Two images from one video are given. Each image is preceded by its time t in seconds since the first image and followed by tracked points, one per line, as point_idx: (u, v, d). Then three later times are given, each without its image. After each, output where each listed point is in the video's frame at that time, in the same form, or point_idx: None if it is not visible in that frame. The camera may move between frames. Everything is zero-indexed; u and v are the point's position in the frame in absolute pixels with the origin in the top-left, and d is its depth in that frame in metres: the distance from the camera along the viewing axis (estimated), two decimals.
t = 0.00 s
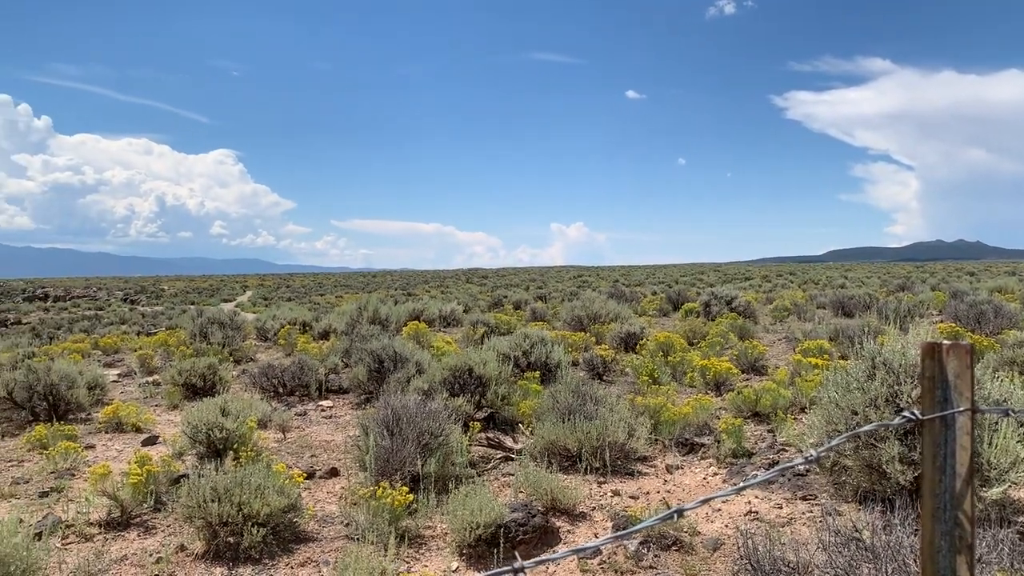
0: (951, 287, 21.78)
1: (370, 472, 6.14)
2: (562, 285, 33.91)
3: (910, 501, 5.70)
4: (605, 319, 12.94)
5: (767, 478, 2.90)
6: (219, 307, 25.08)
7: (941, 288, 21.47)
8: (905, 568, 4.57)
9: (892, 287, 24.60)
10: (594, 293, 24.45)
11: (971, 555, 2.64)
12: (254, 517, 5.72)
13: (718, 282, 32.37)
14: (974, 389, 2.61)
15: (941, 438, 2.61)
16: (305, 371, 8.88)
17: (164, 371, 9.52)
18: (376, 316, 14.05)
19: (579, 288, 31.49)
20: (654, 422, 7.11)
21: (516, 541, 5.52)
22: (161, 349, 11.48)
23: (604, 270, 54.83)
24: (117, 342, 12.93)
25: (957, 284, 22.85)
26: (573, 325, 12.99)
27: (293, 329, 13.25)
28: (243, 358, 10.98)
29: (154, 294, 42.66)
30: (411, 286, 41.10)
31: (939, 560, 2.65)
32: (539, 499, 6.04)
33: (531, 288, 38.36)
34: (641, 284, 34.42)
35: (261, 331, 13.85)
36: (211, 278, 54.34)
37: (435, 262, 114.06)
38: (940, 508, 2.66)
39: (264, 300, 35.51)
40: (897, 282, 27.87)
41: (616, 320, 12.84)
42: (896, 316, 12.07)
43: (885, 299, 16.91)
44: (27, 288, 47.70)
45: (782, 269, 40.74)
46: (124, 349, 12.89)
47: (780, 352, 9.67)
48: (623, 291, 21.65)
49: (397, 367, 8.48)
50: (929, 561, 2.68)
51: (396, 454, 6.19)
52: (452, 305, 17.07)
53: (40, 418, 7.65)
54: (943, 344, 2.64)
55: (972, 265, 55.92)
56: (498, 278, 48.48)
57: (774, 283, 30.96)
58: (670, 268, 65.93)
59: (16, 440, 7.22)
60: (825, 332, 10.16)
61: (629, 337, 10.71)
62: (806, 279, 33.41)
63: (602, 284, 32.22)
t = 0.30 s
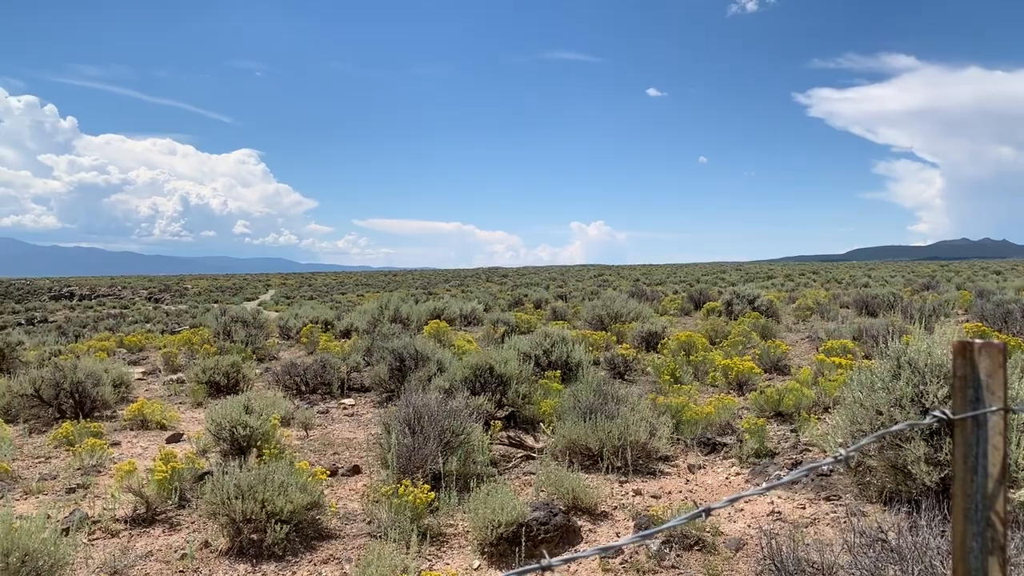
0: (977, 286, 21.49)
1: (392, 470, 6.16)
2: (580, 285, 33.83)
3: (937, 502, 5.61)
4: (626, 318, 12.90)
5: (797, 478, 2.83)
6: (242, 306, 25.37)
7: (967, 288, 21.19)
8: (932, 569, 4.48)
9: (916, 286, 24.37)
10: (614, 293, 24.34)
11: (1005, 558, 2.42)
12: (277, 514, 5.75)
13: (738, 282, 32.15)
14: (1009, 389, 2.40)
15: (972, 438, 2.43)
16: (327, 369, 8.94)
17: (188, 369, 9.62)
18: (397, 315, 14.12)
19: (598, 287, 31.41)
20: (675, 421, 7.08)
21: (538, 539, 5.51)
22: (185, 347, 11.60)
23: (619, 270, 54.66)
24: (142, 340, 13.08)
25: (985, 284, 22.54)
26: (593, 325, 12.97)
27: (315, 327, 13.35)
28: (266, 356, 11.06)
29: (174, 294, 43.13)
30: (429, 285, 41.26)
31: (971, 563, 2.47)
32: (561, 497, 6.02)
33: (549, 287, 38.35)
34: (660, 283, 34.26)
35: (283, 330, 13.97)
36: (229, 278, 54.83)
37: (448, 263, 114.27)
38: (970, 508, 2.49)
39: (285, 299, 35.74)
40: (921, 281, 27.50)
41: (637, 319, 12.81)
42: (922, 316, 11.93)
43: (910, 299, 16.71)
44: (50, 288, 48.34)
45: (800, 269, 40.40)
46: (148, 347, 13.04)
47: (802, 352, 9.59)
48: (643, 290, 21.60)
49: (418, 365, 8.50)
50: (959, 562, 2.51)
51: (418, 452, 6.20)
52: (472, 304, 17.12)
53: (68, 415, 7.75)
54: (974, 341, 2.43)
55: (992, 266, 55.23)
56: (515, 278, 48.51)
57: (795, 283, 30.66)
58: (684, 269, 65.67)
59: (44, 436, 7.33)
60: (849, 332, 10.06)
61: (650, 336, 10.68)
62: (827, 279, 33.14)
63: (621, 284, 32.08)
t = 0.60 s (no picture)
0: (1002, 286, 21.20)
1: (411, 467, 6.17)
2: (598, 284, 33.75)
3: (962, 504, 5.53)
4: (646, 317, 12.85)
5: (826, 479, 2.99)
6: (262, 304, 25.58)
7: (992, 288, 20.91)
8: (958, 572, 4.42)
9: (939, 285, 24.08)
10: (632, 292, 24.25)
11: None
12: (298, 511, 5.78)
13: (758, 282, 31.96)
14: None
15: (1004, 439, 2.40)
16: (347, 367, 8.97)
17: (209, 366, 9.70)
18: (415, 313, 14.16)
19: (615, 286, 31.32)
20: (696, 421, 7.04)
21: (557, 538, 5.49)
22: (207, 344, 11.70)
23: (632, 269, 54.52)
24: (164, 338, 13.21)
25: (1011, 284, 22.21)
26: (612, 324, 12.94)
27: (334, 325, 13.42)
28: (287, 354, 11.12)
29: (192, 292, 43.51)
30: (446, 283, 41.36)
31: (1002, 564, 2.44)
32: (580, 497, 6.01)
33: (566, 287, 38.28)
34: (678, 282, 34.10)
35: (303, 327, 14.07)
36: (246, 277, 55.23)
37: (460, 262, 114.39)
38: (1002, 511, 2.45)
39: (304, 298, 35.98)
40: (943, 281, 27.17)
41: (656, 319, 12.75)
42: (946, 316, 11.79)
43: (934, 298, 16.53)
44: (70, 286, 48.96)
45: (816, 269, 40.07)
46: (170, 344, 13.17)
47: (824, 352, 9.52)
48: (662, 289, 21.52)
49: (437, 363, 8.51)
50: (989, 563, 2.48)
51: (438, 450, 6.21)
52: (491, 303, 17.14)
53: (91, 411, 7.83)
54: (1005, 343, 2.39)
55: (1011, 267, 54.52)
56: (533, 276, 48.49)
57: (814, 282, 30.37)
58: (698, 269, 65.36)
59: (69, 432, 7.41)
60: (871, 332, 9.96)
61: (670, 336, 10.64)
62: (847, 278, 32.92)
63: (639, 283, 31.94)
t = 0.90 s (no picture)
0: None
1: (431, 466, 6.19)
2: (615, 283, 33.67)
3: (986, 507, 5.47)
4: (664, 317, 12.81)
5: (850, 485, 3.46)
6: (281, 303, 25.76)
7: (1017, 288, 20.68)
8: None
9: (961, 286, 23.87)
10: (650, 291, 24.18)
11: None
12: (318, 509, 5.80)
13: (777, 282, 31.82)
14: None
15: None
16: (366, 366, 9.00)
17: (229, 365, 9.77)
18: (434, 312, 14.19)
19: (632, 286, 31.24)
20: (715, 422, 7.01)
21: (577, 539, 5.48)
22: (227, 343, 11.78)
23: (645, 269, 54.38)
24: (184, 336, 13.32)
25: None
26: (631, 323, 12.93)
27: (353, 324, 13.48)
28: (306, 352, 11.18)
29: (210, 290, 43.89)
30: (462, 283, 41.44)
31: None
32: (599, 497, 6.00)
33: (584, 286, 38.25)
34: (696, 282, 33.97)
35: (322, 326, 14.14)
36: (262, 275, 55.49)
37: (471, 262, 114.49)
38: None
39: (323, 296, 36.14)
40: (964, 280, 27.05)
41: (675, 319, 12.71)
42: (969, 317, 11.66)
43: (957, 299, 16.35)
44: (88, 284, 49.57)
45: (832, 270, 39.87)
46: (191, 342, 13.27)
47: (845, 352, 9.45)
48: (681, 289, 21.45)
49: (455, 363, 8.52)
50: None
51: (457, 449, 6.22)
52: (509, 302, 17.16)
53: (113, 408, 7.91)
54: None
55: None
56: (550, 274, 48.43)
57: (835, 281, 30.15)
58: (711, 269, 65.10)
59: (91, 429, 7.49)
60: (893, 332, 9.88)
61: (689, 336, 10.60)
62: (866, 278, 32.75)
63: (656, 283, 31.79)
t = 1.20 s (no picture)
0: None
1: (450, 466, 6.20)
2: (632, 284, 33.57)
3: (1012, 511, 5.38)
4: (684, 318, 12.77)
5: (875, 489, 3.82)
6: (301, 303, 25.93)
7: None
8: None
9: (986, 287, 23.62)
10: (669, 292, 24.08)
11: None
12: (338, 508, 5.83)
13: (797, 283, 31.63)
14: None
15: None
16: (385, 366, 9.03)
17: (250, 364, 9.84)
18: (452, 312, 14.21)
19: (651, 287, 31.18)
20: (735, 423, 6.97)
21: (596, 540, 5.46)
22: (248, 342, 11.87)
23: (659, 271, 54.19)
24: (206, 336, 13.44)
25: None
26: (650, 324, 12.90)
27: (373, 324, 13.54)
28: (326, 352, 11.23)
29: (229, 291, 44.20)
30: (477, 283, 41.53)
31: None
32: (619, 498, 5.98)
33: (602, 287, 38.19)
34: (717, 282, 33.95)
35: (342, 326, 14.21)
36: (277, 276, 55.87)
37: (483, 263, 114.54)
38: None
39: (343, 296, 36.30)
40: (988, 281, 26.84)
41: (694, 319, 12.66)
42: (994, 319, 11.52)
43: (982, 300, 16.14)
44: (107, 284, 50.19)
45: (851, 271, 39.57)
46: (212, 341, 13.38)
47: (867, 354, 9.37)
48: (701, 290, 21.36)
49: (475, 363, 8.53)
50: None
51: (476, 449, 6.22)
52: (528, 303, 17.16)
53: (136, 407, 7.99)
54: None
55: None
56: (569, 277, 48.37)
57: (857, 283, 29.90)
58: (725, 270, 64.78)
59: (115, 428, 7.57)
60: (915, 334, 9.79)
61: (709, 337, 10.56)
62: (888, 279, 32.51)
63: (675, 284, 31.74)
